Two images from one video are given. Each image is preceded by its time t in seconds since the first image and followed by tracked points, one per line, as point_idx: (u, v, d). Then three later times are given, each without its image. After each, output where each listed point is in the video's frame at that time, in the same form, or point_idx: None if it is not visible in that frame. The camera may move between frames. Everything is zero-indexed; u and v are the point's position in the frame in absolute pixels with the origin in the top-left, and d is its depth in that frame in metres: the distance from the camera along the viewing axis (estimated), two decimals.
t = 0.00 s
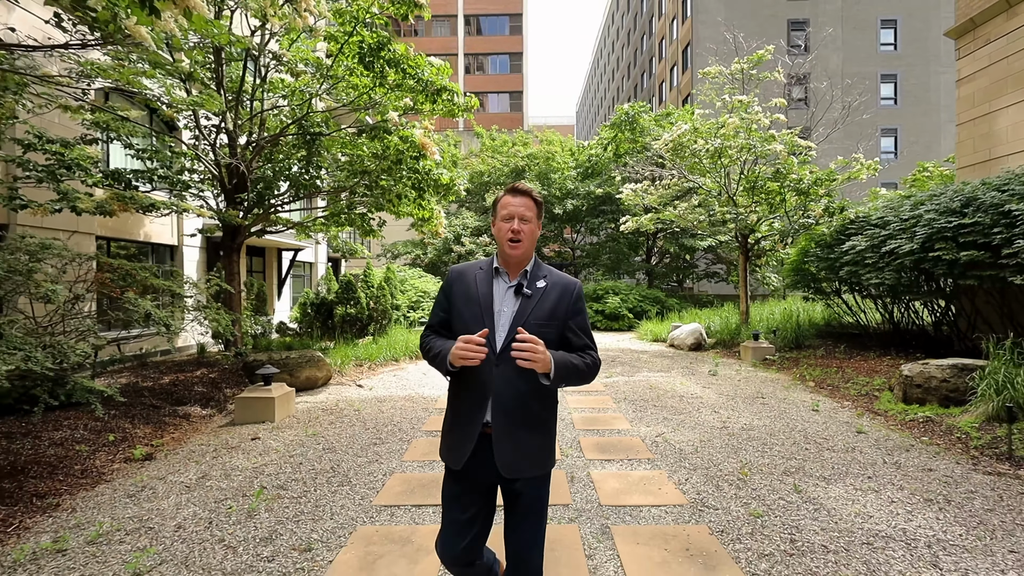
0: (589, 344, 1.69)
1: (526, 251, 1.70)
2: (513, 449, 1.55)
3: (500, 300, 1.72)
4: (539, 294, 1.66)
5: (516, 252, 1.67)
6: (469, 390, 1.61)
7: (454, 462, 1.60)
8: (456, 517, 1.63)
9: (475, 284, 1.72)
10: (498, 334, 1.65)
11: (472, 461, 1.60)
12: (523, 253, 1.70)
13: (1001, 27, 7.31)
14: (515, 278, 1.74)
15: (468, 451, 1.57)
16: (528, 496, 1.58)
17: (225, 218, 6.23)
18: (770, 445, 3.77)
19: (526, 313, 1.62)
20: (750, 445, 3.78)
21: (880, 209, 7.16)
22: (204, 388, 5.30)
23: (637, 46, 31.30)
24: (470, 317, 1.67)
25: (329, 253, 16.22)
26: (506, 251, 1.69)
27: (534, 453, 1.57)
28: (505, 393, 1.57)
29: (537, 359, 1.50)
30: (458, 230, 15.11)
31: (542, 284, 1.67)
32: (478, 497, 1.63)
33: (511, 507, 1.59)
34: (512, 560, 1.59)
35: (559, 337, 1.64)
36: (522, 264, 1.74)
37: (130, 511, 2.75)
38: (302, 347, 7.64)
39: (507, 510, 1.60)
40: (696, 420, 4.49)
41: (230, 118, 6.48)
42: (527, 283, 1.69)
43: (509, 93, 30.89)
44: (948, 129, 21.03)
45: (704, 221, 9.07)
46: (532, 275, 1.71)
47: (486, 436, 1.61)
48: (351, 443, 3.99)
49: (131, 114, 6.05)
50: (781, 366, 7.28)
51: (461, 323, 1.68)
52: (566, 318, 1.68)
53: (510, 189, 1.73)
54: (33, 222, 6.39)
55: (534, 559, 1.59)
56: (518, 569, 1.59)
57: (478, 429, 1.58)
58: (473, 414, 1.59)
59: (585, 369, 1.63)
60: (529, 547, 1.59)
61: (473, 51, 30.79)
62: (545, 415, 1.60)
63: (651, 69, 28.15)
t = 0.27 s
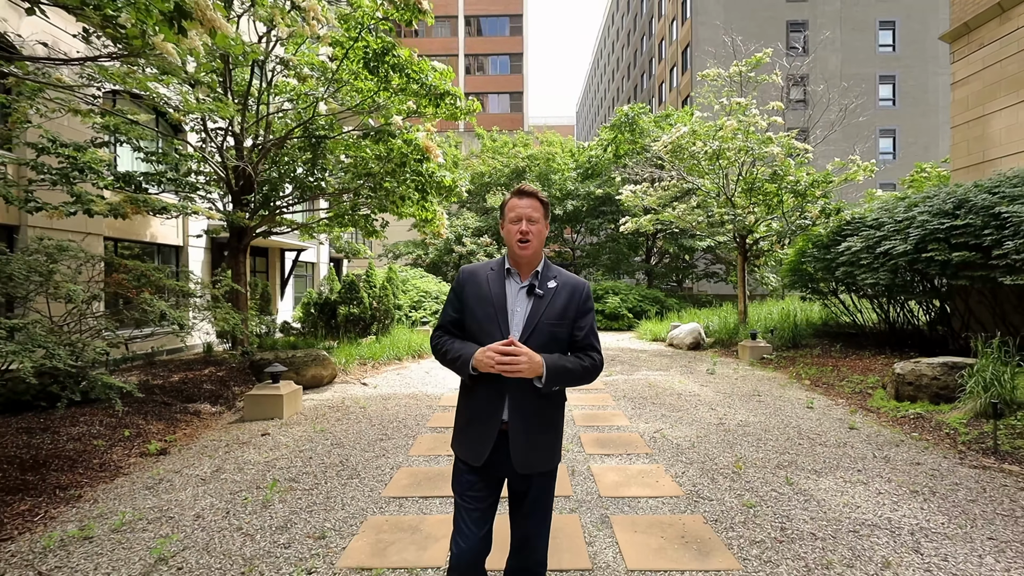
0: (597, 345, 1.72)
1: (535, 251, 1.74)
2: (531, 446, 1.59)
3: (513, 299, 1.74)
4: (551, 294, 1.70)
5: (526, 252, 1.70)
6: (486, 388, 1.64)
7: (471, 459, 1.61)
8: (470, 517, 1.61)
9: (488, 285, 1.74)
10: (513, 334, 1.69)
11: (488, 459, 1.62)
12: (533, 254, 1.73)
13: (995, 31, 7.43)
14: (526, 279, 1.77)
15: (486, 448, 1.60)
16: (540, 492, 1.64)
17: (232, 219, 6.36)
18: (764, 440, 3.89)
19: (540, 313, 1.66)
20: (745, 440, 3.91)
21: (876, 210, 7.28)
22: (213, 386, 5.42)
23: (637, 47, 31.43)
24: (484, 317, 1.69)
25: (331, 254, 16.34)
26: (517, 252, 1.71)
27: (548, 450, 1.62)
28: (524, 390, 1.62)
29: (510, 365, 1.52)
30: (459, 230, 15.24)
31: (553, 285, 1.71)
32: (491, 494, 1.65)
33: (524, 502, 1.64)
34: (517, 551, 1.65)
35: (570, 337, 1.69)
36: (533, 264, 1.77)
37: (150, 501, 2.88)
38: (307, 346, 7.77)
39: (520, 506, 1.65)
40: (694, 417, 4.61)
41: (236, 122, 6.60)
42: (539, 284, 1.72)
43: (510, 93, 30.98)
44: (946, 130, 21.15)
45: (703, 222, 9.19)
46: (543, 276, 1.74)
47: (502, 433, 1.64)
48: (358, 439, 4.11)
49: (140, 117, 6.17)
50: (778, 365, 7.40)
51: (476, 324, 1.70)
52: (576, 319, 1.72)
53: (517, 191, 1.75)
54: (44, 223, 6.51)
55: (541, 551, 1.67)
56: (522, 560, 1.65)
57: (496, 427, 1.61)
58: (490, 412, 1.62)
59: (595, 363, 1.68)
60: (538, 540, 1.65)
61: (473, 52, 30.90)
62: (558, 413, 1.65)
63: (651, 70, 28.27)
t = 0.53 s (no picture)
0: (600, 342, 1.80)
1: (534, 255, 1.76)
2: (541, 446, 1.62)
3: (516, 303, 1.77)
4: (554, 296, 1.73)
5: (524, 257, 1.72)
6: (495, 392, 1.65)
7: (482, 463, 1.61)
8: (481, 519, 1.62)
9: (490, 289, 1.75)
10: (518, 337, 1.71)
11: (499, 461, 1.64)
12: (531, 258, 1.75)
13: (988, 35, 7.54)
14: (528, 282, 1.79)
15: (498, 452, 1.61)
16: (548, 490, 1.68)
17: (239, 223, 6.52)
18: (758, 436, 4.01)
19: (545, 315, 1.69)
20: (739, 436, 4.03)
21: (871, 211, 7.40)
22: (220, 384, 5.53)
23: (637, 48, 31.55)
24: (490, 322, 1.71)
25: (333, 254, 16.45)
26: (516, 257, 1.73)
27: (557, 449, 1.66)
28: (533, 393, 1.64)
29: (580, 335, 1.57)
30: (459, 231, 15.35)
31: (555, 286, 1.75)
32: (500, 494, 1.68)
33: (534, 500, 1.68)
34: (519, 545, 1.72)
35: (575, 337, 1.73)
36: (533, 267, 1.79)
37: (166, 494, 3.00)
38: (311, 345, 7.89)
39: (530, 502, 1.69)
40: (690, 414, 4.73)
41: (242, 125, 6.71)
42: (541, 286, 1.75)
43: (510, 94, 31.07)
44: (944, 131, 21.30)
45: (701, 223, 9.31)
46: (544, 278, 1.77)
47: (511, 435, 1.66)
48: (364, 435, 4.23)
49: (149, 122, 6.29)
50: (774, 364, 7.52)
51: (481, 328, 1.71)
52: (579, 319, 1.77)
53: (509, 198, 1.75)
54: (53, 225, 6.62)
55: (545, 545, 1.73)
56: (525, 554, 1.71)
57: (508, 430, 1.63)
58: (502, 415, 1.64)
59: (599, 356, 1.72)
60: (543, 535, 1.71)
61: (473, 53, 30.99)
62: (565, 412, 1.69)
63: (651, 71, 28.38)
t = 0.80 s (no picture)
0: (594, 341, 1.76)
1: (522, 258, 1.70)
2: (541, 452, 1.58)
3: (508, 307, 1.72)
4: (547, 299, 1.68)
5: (512, 262, 1.67)
6: (491, 400, 1.60)
7: (480, 474, 1.58)
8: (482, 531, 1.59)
9: (481, 295, 1.71)
10: (512, 342, 1.66)
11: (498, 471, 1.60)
12: (519, 262, 1.70)
13: (981, 39, 7.64)
14: (519, 286, 1.74)
15: (497, 462, 1.57)
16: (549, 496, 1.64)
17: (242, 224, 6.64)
18: (751, 432, 4.11)
19: (538, 318, 1.64)
20: (733, 432, 4.13)
21: (865, 212, 7.50)
22: (225, 383, 5.63)
23: (636, 49, 31.65)
24: (482, 328, 1.66)
25: (333, 255, 16.55)
26: (505, 262, 1.68)
27: (557, 453, 1.62)
28: (530, 398, 1.59)
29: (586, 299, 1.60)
30: (459, 231, 15.45)
31: (547, 289, 1.70)
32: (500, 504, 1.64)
33: (535, 506, 1.63)
34: (517, 554, 1.68)
35: (571, 338, 1.68)
36: (523, 271, 1.74)
37: (177, 487, 3.10)
38: (313, 344, 7.99)
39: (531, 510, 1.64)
40: (686, 411, 4.83)
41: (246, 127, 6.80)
42: (533, 290, 1.71)
43: (510, 94, 31.15)
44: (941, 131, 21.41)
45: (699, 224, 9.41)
46: (535, 282, 1.73)
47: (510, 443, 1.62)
48: (367, 432, 4.33)
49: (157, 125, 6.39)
50: (770, 362, 7.62)
51: (474, 335, 1.66)
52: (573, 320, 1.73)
53: (494, 203, 1.69)
54: (59, 226, 6.72)
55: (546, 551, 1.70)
56: (523, 562, 1.69)
57: (507, 439, 1.58)
58: (499, 423, 1.59)
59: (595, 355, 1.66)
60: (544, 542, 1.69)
61: (473, 53, 31.10)
62: (565, 417, 1.64)
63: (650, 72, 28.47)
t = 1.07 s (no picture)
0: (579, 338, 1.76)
1: (506, 253, 1.72)
2: (523, 449, 1.57)
3: (492, 303, 1.72)
4: (529, 293, 1.67)
5: (495, 255, 1.69)
6: (472, 397, 1.60)
7: (462, 472, 1.58)
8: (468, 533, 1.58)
9: (463, 291, 1.71)
10: (494, 338, 1.65)
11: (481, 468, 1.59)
12: (503, 255, 1.71)
13: (974, 43, 7.76)
14: (502, 281, 1.75)
15: (479, 459, 1.56)
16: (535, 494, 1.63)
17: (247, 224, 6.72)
18: (745, 428, 4.23)
19: (520, 311, 1.63)
20: (727, 428, 4.25)
21: (860, 213, 7.61)
22: (230, 381, 5.74)
23: (635, 50, 31.79)
24: (464, 323, 1.66)
25: (335, 255, 16.67)
26: (488, 256, 1.70)
27: (541, 451, 1.60)
28: (511, 395, 1.58)
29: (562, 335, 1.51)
30: (459, 232, 15.56)
31: (531, 283, 1.69)
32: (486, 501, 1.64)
33: (522, 503, 1.63)
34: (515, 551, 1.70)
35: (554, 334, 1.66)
36: (507, 265, 1.75)
37: (189, 480, 3.22)
38: (316, 344, 8.10)
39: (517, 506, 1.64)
40: (682, 409, 4.95)
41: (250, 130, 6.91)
42: (516, 284, 1.69)
43: (509, 95, 31.27)
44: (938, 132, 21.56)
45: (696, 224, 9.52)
46: (519, 276, 1.72)
47: (493, 441, 1.61)
48: (370, 428, 4.45)
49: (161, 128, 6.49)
50: (766, 361, 7.73)
51: (456, 332, 1.67)
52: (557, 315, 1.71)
53: (478, 196, 1.73)
54: (66, 227, 6.83)
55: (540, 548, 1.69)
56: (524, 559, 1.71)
57: (487, 436, 1.57)
58: (480, 421, 1.58)
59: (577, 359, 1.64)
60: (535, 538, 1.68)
61: (473, 54, 31.19)
62: (550, 415, 1.62)
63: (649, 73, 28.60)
